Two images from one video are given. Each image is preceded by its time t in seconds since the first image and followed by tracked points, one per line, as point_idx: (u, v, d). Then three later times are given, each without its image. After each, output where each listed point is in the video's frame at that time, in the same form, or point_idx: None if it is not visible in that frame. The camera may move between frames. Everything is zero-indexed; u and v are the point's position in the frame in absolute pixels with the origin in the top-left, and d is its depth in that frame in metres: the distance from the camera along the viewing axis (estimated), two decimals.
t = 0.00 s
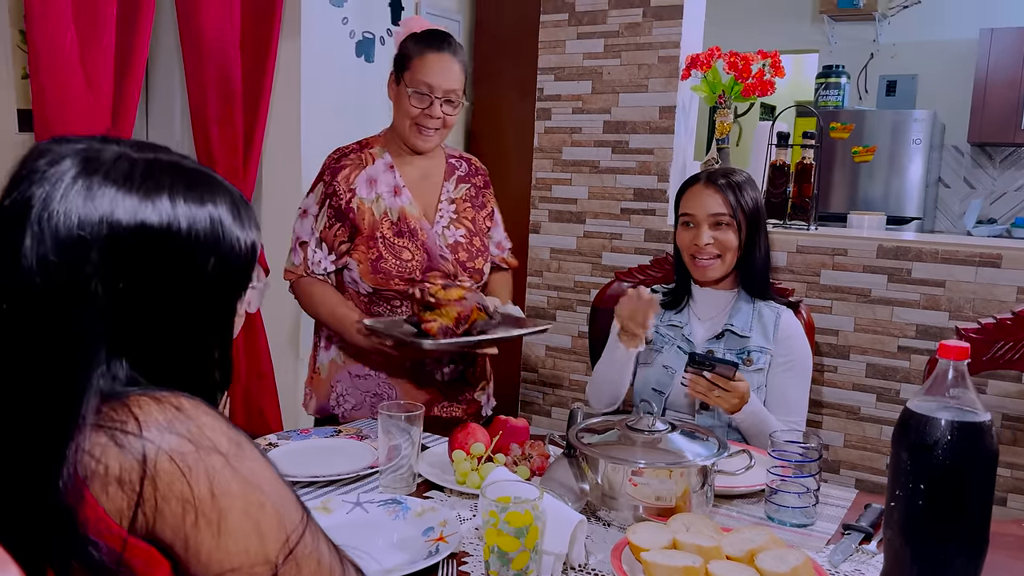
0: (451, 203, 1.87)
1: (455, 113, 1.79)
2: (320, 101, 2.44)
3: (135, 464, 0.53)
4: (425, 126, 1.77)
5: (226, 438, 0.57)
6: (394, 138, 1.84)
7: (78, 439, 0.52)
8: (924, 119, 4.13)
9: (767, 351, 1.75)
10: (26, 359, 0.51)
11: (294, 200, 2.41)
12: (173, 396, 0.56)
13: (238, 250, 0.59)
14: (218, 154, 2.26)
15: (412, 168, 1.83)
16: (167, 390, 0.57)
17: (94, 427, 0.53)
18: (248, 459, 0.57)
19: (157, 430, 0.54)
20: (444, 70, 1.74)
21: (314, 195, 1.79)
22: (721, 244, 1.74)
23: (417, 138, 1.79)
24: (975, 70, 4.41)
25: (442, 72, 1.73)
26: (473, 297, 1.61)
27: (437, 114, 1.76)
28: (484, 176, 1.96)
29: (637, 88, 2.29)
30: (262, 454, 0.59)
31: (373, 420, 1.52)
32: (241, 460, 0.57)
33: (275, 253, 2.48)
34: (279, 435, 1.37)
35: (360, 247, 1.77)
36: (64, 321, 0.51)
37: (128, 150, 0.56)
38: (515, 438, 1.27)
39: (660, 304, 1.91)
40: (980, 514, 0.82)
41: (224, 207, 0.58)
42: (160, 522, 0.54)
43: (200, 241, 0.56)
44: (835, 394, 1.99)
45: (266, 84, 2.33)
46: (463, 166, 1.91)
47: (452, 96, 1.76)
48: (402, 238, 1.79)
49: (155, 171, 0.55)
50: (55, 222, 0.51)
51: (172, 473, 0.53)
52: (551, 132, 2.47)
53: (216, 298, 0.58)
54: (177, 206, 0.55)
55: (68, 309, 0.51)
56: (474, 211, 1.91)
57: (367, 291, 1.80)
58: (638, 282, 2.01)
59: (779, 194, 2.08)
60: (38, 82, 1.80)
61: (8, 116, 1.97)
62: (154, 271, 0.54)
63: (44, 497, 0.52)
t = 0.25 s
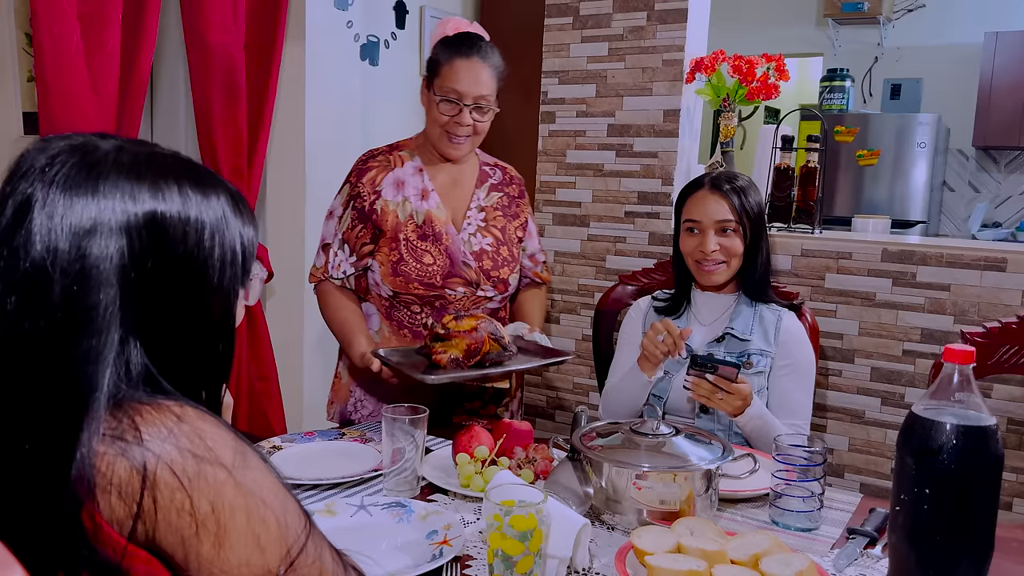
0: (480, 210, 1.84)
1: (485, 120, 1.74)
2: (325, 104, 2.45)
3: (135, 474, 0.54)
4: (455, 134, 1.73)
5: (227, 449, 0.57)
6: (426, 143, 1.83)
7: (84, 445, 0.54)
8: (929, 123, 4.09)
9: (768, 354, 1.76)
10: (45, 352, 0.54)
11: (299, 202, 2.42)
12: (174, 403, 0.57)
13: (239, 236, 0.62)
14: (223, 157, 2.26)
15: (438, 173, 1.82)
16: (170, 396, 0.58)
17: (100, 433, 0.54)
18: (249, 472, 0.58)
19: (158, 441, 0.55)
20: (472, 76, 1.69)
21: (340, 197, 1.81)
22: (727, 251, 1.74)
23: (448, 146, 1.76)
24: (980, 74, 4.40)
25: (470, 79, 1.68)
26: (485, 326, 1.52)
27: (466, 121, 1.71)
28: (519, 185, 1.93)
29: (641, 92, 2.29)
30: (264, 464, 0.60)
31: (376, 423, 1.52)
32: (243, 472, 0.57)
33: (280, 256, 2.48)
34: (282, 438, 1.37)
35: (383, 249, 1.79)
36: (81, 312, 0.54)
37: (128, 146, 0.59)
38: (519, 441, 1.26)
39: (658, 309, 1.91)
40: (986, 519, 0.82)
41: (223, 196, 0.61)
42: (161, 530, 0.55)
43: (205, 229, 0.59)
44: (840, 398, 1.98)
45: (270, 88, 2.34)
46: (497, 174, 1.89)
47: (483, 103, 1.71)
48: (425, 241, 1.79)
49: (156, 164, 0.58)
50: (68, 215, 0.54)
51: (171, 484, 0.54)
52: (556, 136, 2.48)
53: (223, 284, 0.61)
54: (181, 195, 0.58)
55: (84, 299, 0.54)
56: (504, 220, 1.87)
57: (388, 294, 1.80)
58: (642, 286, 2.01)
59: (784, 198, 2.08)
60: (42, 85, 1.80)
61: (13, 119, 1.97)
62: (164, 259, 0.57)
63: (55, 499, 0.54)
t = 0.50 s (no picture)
0: (502, 224, 1.81)
1: (513, 130, 1.66)
2: (328, 104, 2.45)
3: (139, 475, 0.54)
4: (481, 143, 1.66)
5: (232, 453, 0.57)
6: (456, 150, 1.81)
7: (87, 443, 0.54)
8: (933, 125, 4.14)
9: (770, 353, 1.75)
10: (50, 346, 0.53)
11: (301, 203, 2.41)
12: (177, 404, 0.57)
13: (234, 219, 0.62)
14: (224, 158, 2.26)
15: (461, 183, 1.80)
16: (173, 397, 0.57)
17: (104, 429, 0.54)
18: (252, 477, 0.58)
19: (161, 443, 0.54)
20: (499, 85, 1.60)
21: (364, 198, 1.81)
22: (733, 257, 1.74)
23: (475, 156, 1.69)
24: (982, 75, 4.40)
25: (499, 89, 1.60)
26: (494, 348, 1.50)
27: (492, 132, 1.64)
28: (547, 199, 1.90)
29: (643, 92, 2.29)
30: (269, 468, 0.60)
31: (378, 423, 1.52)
32: (247, 476, 0.57)
33: (282, 257, 2.48)
34: (285, 438, 1.36)
35: (399, 256, 1.77)
36: (84, 301, 0.54)
37: (118, 139, 0.59)
38: (522, 442, 1.26)
39: (660, 309, 1.91)
40: (992, 519, 0.82)
41: (215, 180, 0.61)
42: (163, 532, 0.55)
43: (202, 212, 0.59)
44: (843, 399, 1.98)
45: (273, 89, 2.34)
46: (524, 186, 1.86)
47: (511, 113, 1.63)
48: (441, 253, 1.76)
49: (148, 152, 0.58)
50: (66, 204, 0.54)
51: (174, 487, 0.54)
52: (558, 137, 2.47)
53: (222, 267, 0.61)
54: (175, 181, 0.58)
55: (87, 288, 0.54)
56: (527, 235, 1.83)
57: (401, 301, 1.79)
58: (644, 286, 2.03)
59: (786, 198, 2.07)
60: (45, 85, 1.80)
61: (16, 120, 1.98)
62: (164, 243, 0.57)
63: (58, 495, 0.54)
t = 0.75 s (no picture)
0: (510, 230, 1.80)
1: (518, 134, 1.66)
2: (327, 105, 2.44)
3: (127, 498, 0.50)
4: (486, 147, 1.66)
5: (225, 475, 0.53)
6: (460, 151, 1.80)
7: (76, 462, 0.50)
8: (932, 124, 4.11)
9: (772, 355, 1.75)
10: (49, 359, 0.49)
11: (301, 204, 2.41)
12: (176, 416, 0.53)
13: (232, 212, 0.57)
14: (224, 159, 2.27)
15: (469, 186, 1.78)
16: (172, 413, 0.53)
17: (97, 445, 0.50)
18: (246, 498, 0.54)
19: (151, 460, 0.51)
20: (504, 88, 1.59)
21: (366, 195, 1.78)
22: (732, 261, 1.74)
23: (480, 160, 1.69)
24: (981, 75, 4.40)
25: (504, 93, 1.59)
26: (499, 344, 1.51)
27: (496, 136, 1.63)
28: (554, 204, 1.90)
29: (643, 93, 2.28)
30: (264, 487, 0.56)
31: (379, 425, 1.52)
32: (241, 497, 0.53)
33: (281, 258, 2.48)
34: (284, 441, 1.36)
35: (405, 258, 1.75)
36: (84, 304, 0.49)
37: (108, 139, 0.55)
38: (522, 444, 1.25)
39: (662, 307, 1.90)
40: (994, 522, 0.82)
41: (206, 172, 0.56)
42: (148, 550, 0.51)
43: (198, 203, 0.54)
44: (843, 400, 1.98)
45: (272, 90, 2.34)
46: (530, 190, 1.85)
47: (516, 117, 1.63)
48: (449, 257, 1.75)
49: (136, 148, 0.54)
50: (58, 203, 0.50)
51: (161, 510, 0.51)
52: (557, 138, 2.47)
53: (228, 262, 0.56)
54: (166, 174, 0.54)
55: (86, 288, 0.49)
56: (534, 241, 1.84)
57: (405, 304, 1.78)
58: (644, 288, 2.02)
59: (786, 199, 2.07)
60: (44, 86, 1.80)
61: (14, 121, 1.97)
62: (164, 236, 0.52)
63: (46, 516, 0.50)
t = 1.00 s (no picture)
0: (507, 231, 1.80)
1: (507, 133, 1.64)
2: (325, 106, 2.44)
3: (139, 496, 0.46)
4: (475, 146, 1.64)
5: (240, 465, 0.50)
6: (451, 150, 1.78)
7: (73, 465, 0.45)
8: (930, 123, 4.11)
9: (774, 357, 1.75)
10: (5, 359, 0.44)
11: (299, 205, 2.41)
12: (183, 416, 0.49)
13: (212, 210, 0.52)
14: (222, 160, 2.26)
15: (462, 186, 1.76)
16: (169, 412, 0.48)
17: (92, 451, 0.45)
18: (260, 487, 0.51)
19: (165, 457, 0.47)
20: (492, 85, 1.57)
21: (356, 196, 1.74)
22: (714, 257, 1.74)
23: (469, 158, 1.68)
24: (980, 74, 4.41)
25: (492, 90, 1.57)
26: (502, 339, 1.51)
27: (484, 135, 1.62)
28: (545, 203, 1.91)
29: (642, 93, 2.28)
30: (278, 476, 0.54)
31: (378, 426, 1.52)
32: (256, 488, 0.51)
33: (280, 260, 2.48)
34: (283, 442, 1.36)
35: (403, 261, 1.72)
36: (44, 298, 0.44)
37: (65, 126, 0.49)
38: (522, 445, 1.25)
39: (666, 302, 1.91)
40: (995, 522, 0.82)
41: (184, 167, 0.52)
42: (164, 552, 0.47)
43: (170, 198, 0.49)
44: (843, 400, 1.98)
45: (271, 91, 2.34)
46: (523, 189, 1.85)
47: (505, 115, 1.60)
48: (451, 261, 1.72)
49: (105, 137, 0.49)
50: (17, 190, 0.44)
51: (179, 509, 0.47)
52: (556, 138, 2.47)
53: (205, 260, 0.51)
54: (134, 165, 0.48)
55: (46, 281, 0.44)
56: (530, 241, 1.84)
57: (405, 309, 1.76)
58: (643, 288, 2.02)
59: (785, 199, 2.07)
60: (41, 87, 1.80)
61: (13, 122, 1.97)
62: (134, 230, 0.47)
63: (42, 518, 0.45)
